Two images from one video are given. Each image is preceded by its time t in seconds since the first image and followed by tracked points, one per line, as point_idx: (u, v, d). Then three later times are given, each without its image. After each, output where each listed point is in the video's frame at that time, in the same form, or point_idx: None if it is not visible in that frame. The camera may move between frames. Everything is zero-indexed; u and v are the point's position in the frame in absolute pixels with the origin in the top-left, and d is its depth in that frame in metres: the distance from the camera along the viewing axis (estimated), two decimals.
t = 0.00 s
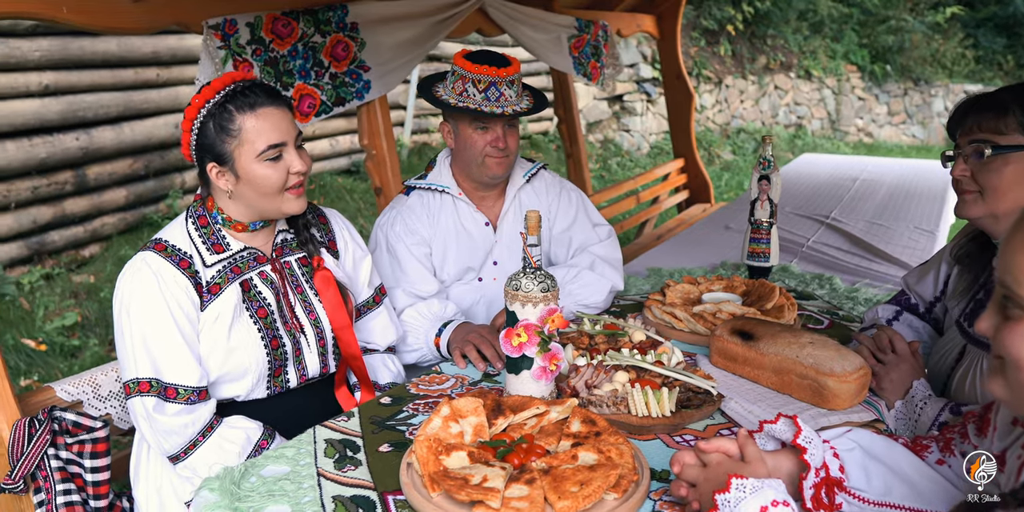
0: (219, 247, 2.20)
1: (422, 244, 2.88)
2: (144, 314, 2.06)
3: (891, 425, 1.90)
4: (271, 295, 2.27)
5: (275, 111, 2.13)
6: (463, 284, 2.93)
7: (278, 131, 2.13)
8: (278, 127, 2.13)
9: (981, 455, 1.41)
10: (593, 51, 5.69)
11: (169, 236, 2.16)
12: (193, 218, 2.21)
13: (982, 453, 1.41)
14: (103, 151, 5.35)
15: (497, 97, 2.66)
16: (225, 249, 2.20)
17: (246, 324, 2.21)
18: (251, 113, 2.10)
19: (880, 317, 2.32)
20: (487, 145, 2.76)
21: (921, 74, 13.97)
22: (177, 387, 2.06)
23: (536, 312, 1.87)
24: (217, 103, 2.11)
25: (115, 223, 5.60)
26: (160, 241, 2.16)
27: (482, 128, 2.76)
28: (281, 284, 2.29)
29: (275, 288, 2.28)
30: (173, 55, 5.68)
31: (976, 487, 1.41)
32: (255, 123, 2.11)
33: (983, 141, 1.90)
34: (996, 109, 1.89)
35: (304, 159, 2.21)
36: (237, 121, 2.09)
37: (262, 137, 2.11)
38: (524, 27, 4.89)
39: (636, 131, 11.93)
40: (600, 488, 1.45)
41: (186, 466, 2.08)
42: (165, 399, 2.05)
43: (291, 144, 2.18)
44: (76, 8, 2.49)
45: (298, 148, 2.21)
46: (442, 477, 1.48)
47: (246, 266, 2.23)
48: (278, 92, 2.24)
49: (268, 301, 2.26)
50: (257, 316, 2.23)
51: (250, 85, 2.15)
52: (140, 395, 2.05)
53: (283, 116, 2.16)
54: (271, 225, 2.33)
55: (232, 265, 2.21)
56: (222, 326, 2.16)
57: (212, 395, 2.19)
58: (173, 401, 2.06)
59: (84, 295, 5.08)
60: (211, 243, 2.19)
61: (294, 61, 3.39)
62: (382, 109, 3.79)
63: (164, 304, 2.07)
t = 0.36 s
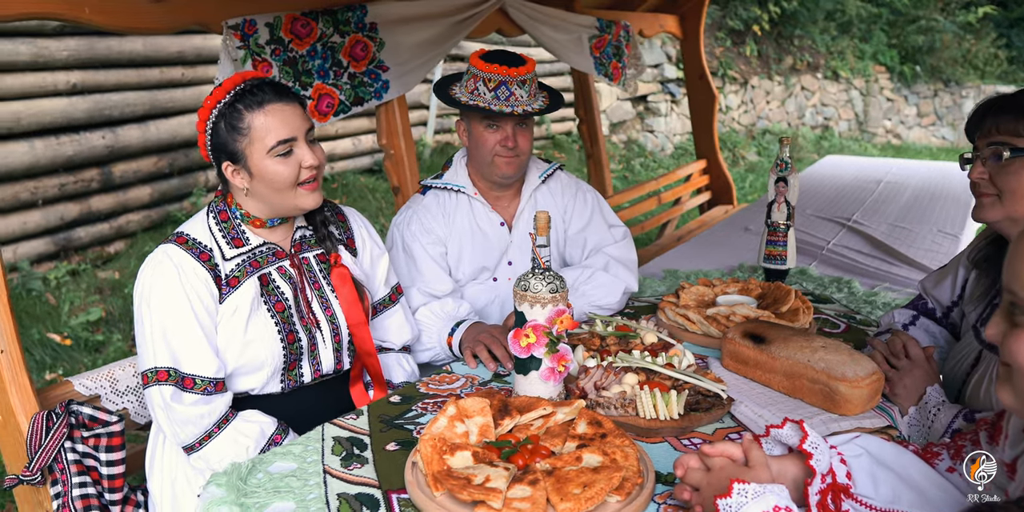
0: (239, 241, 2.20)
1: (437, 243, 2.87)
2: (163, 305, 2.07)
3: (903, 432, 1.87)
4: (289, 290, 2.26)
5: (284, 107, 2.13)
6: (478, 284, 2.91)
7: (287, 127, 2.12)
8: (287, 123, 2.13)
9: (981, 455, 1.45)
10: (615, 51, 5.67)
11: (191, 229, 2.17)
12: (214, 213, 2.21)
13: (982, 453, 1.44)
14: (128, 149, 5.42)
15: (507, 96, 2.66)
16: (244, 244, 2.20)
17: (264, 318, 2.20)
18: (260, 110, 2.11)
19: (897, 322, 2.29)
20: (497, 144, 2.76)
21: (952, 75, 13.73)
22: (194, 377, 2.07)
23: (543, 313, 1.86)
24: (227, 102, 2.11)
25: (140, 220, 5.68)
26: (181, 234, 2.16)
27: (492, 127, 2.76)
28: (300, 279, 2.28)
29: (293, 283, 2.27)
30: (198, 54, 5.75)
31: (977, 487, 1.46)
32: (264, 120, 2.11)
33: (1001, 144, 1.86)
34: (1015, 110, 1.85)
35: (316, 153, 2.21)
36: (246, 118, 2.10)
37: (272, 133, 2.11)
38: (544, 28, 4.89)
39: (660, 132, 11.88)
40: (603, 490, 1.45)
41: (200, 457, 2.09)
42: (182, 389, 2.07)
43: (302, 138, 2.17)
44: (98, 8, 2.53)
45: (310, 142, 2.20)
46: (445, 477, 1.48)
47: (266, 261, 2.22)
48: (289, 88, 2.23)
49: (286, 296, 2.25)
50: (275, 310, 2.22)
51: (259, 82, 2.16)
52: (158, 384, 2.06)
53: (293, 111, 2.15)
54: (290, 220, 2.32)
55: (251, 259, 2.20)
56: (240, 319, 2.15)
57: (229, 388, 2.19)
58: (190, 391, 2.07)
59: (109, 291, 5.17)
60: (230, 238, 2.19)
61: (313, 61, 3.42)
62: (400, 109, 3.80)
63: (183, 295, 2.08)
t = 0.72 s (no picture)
0: (255, 237, 2.19)
1: (451, 241, 2.85)
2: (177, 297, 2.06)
3: (914, 437, 1.84)
4: (303, 286, 2.24)
5: (301, 102, 2.13)
6: (490, 283, 2.90)
7: (304, 122, 2.12)
8: (304, 118, 2.12)
9: (982, 455, 1.45)
10: (634, 51, 5.64)
11: (208, 224, 2.17)
12: (231, 208, 2.22)
13: (982, 453, 1.45)
14: (150, 147, 5.49)
15: (522, 95, 2.66)
16: (260, 239, 2.20)
17: (277, 313, 2.19)
18: (278, 105, 2.11)
19: (910, 326, 2.26)
20: (512, 143, 2.76)
21: (982, 75, 13.47)
22: (206, 369, 2.07)
23: (548, 312, 1.86)
24: (245, 96, 2.12)
25: (162, 217, 5.75)
26: (198, 228, 2.16)
27: (507, 126, 2.76)
28: (313, 276, 2.27)
29: (306, 280, 2.25)
30: (220, 54, 5.81)
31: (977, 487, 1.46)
32: (281, 114, 2.11)
33: (1016, 146, 1.84)
34: None
35: (332, 148, 2.20)
36: (263, 112, 2.10)
37: (288, 127, 2.10)
38: (563, 27, 4.88)
39: (682, 132, 11.82)
40: (601, 491, 1.44)
41: (211, 449, 2.08)
42: (195, 380, 2.06)
43: (318, 134, 2.17)
44: (116, 8, 2.57)
45: (326, 138, 2.19)
46: (444, 475, 1.48)
47: (280, 257, 2.22)
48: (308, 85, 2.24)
49: (299, 292, 2.23)
50: (288, 306, 2.21)
51: (278, 79, 2.16)
52: (170, 375, 2.05)
53: (310, 106, 2.15)
54: (306, 217, 2.31)
55: (266, 255, 2.19)
56: (253, 313, 2.14)
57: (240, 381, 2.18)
58: (203, 383, 2.06)
59: (130, 287, 5.26)
60: (246, 233, 2.19)
61: (329, 60, 3.44)
62: (416, 108, 3.82)
63: (198, 287, 2.07)
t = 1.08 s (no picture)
0: (258, 232, 2.20)
1: (456, 238, 2.84)
2: (180, 291, 2.08)
3: (914, 441, 1.81)
4: (305, 282, 2.25)
5: (311, 96, 2.14)
6: (495, 280, 2.85)
7: (313, 115, 2.13)
8: (313, 111, 2.14)
9: (981, 455, 1.42)
10: (648, 51, 5.62)
11: (212, 219, 2.18)
12: (235, 204, 2.23)
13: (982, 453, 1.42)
14: (165, 145, 5.54)
15: (533, 93, 2.63)
16: (263, 235, 2.20)
17: (278, 308, 2.20)
18: (287, 98, 2.12)
19: (915, 328, 2.23)
20: (521, 141, 2.73)
21: (1005, 76, 13.25)
22: (208, 363, 2.08)
23: (545, 311, 1.85)
24: (255, 88, 2.13)
25: (176, 214, 5.80)
26: (202, 224, 2.18)
27: (518, 124, 2.72)
28: (316, 272, 2.27)
29: (309, 276, 2.26)
30: (234, 52, 5.86)
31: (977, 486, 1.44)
32: (290, 106, 2.12)
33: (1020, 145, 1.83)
34: None
35: (339, 143, 2.21)
36: (273, 104, 2.11)
37: (297, 120, 2.11)
38: (575, 27, 4.87)
39: (699, 132, 11.76)
40: (590, 490, 1.44)
41: (211, 442, 2.09)
42: (196, 373, 2.08)
43: (326, 128, 2.17)
44: (126, 7, 2.60)
45: (333, 133, 2.21)
46: (434, 472, 1.48)
47: (283, 253, 2.22)
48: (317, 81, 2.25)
49: (301, 288, 2.24)
50: (290, 301, 2.21)
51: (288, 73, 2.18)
52: (172, 368, 2.07)
53: (318, 100, 2.16)
54: (310, 214, 2.32)
55: (269, 251, 2.20)
56: (254, 308, 2.15)
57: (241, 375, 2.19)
58: (204, 376, 2.08)
59: (145, 284, 5.33)
60: (250, 229, 2.19)
61: (338, 59, 3.45)
62: (425, 106, 3.82)
63: (200, 281, 2.09)
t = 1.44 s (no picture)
0: (255, 230, 2.22)
1: (458, 235, 2.85)
2: (177, 289, 2.10)
3: (907, 442, 1.80)
4: (302, 280, 2.28)
5: (310, 93, 2.17)
6: (496, 278, 2.86)
7: (312, 112, 2.16)
8: (312, 108, 2.16)
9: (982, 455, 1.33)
10: (656, 50, 5.61)
11: (210, 218, 2.21)
12: (233, 203, 2.26)
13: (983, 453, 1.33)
14: (177, 143, 5.59)
15: (544, 92, 2.65)
16: (260, 233, 2.23)
17: (275, 306, 2.23)
18: (287, 95, 2.15)
19: (913, 329, 2.22)
20: (531, 140, 2.75)
21: None
22: (204, 360, 2.11)
23: (537, 308, 1.86)
24: (255, 85, 2.16)
25: (188, 213, 5.84)
26: (200, 223, 2.20)
27: (527, 123, 2.75)
28: (313, 270, 2.30)
29: (306, 274, 2.29)
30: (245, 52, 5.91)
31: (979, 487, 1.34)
32: (290, 103, 2.15)
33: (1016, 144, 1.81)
34: None
35: (337, 140, 2.23)
36: (272, 101, 2.14)
37: (296, 116, 2.14)
38: (583, 27, 4.88)
39: (712, 133, 11.73)
40: (574, 487, 1.45)
41: (209, 436, 2.12)
42: (193, 370, 2.10)
43: (325, 125, 2.20)
44: (131, 7, 2.63)
45: (332, 130, 2.23)
46: (420, 467, 1.50)
47: (280, 251, 2.25)
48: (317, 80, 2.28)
49: (298, 286, 2.27)
50: (286, 299, 2.24)
51: (288, 71, 2.21)
52: (169, 364, 2.09)
53: (318, 98, 2.19)
54: (308, 211, 2.35)
55: (266, 249, 2.22)
56: (251, 306, 2.18)
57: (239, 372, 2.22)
58: (200, 373, 2.11)
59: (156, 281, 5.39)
60: (248, 227, 2.22)
61: (343, 58, 3.47)
62: (430, 106, 3.84)
63: (197, 279, 2.11)
